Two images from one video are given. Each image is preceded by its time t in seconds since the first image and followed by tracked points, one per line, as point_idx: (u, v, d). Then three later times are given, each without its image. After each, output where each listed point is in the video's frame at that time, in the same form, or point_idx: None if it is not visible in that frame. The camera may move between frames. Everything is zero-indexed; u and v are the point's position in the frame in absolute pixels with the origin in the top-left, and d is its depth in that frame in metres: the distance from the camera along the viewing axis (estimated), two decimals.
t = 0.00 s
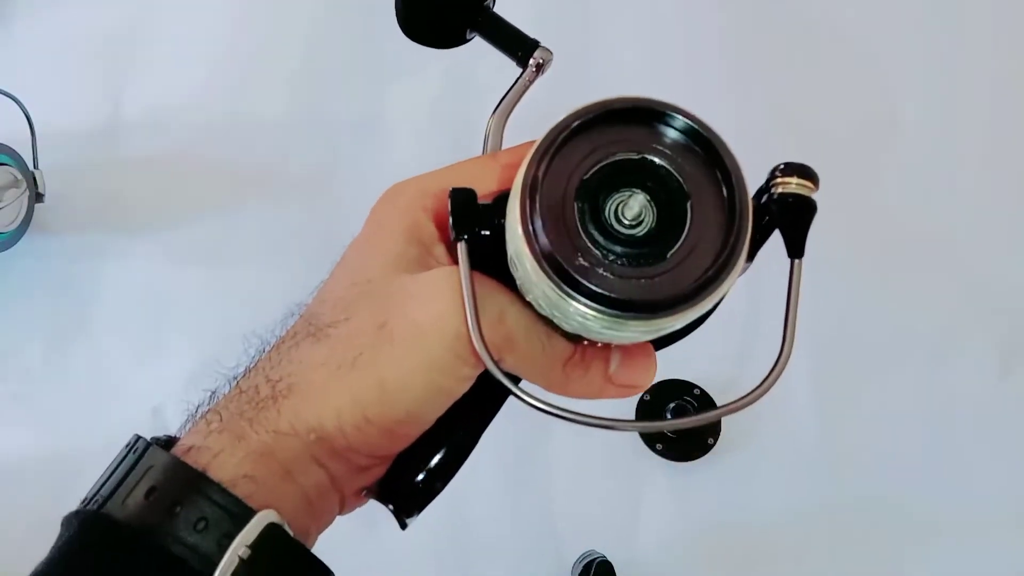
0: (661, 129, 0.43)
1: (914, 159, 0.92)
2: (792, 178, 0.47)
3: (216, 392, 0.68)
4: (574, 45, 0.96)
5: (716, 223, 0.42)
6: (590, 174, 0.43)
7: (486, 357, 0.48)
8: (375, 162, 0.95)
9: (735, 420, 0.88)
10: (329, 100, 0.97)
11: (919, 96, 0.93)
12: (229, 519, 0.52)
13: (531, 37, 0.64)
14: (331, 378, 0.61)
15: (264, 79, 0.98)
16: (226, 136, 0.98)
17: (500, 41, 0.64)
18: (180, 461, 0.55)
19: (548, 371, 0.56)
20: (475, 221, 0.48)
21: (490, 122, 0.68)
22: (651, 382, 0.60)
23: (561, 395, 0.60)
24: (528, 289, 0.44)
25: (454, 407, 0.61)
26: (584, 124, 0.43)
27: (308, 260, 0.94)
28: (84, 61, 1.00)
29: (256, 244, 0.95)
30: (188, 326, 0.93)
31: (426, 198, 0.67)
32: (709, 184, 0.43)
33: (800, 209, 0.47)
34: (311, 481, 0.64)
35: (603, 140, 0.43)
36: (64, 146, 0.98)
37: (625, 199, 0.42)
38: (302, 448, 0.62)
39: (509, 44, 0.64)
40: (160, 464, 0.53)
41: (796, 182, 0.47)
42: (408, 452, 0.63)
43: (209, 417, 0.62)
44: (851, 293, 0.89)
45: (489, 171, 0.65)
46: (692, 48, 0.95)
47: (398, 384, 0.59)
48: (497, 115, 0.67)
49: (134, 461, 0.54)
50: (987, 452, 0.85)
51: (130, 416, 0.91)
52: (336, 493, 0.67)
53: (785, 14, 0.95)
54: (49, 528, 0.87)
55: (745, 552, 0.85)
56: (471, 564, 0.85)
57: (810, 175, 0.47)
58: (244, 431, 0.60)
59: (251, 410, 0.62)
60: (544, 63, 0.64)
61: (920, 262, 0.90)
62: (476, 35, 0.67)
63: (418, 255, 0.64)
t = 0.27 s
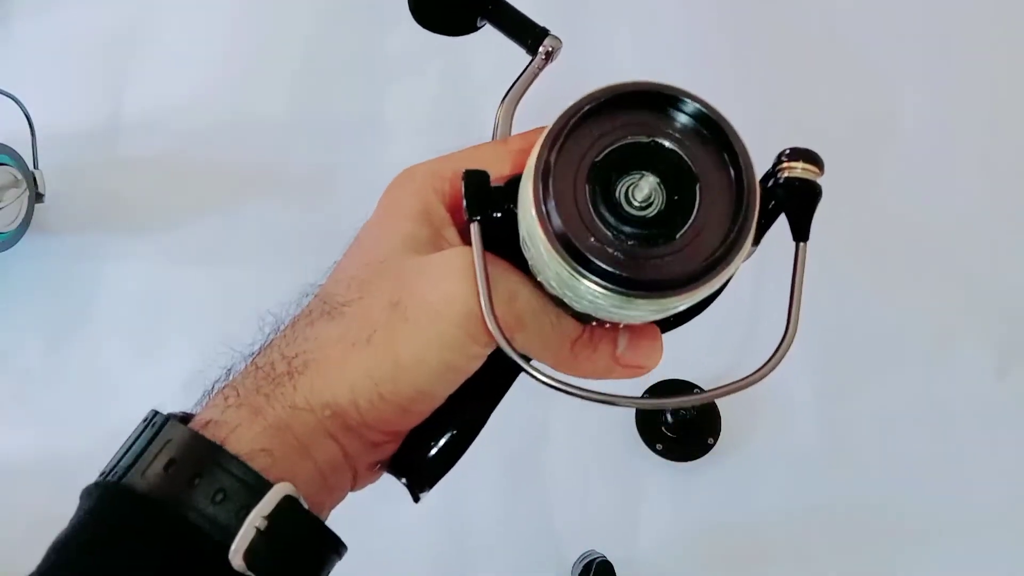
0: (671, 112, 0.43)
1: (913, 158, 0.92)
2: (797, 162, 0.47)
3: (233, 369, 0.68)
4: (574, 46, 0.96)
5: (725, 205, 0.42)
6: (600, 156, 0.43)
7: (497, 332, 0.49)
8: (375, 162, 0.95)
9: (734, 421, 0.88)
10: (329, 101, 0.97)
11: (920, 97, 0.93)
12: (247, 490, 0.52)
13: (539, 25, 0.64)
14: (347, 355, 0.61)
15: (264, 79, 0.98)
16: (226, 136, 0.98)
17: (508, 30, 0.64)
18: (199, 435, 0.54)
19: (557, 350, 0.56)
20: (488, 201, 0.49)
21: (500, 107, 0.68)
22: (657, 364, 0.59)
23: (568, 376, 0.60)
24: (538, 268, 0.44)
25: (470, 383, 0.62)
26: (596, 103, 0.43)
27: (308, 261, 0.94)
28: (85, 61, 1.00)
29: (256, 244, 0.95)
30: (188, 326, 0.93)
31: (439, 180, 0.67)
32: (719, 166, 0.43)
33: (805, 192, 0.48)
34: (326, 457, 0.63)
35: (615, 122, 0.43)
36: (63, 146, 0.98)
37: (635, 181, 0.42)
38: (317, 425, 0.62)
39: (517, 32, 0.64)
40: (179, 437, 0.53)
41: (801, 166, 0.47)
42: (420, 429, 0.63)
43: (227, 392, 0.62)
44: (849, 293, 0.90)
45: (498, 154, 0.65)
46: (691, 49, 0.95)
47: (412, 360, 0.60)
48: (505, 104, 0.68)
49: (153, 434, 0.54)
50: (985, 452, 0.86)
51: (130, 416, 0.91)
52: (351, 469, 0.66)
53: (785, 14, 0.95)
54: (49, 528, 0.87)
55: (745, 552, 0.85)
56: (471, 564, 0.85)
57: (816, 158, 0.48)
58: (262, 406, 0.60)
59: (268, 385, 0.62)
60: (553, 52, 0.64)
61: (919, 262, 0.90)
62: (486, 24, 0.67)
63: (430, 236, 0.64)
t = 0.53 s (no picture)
0: (663, 86, 0.43)
1: (913, 158, 0.92)
2: (795, 134, 0.47)
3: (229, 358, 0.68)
4: (574, 46, 0.96)
5: (720, 177, 0.42)
6: (591, 133, 0.42)
7: (495, 317, 0.49)
8: (375, 161, 0.95)
9: (734, 420, 0.88)
10: (329, 101, 0.97)
11: (920, 97, 0.93)
12: (246, 479, 0.51)
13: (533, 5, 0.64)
14: (342, 341, 0.61)
15: (264, 78, 0.98)
16: (226, 136, 0.98)
17: (503, 12, 0.65)
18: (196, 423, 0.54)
19: (555, 331, 0.56)
20: (482, 182, 0.48)
21: (495, 89, 0.68)
22: (658, 342, 0.58)
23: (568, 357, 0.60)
24: (533, 247, 0.44)
25: (469, 368, 0.62)
26: (586, 79, 0.42)
27: (309, 261, 0.94)
28: (85, 61, 1.00)
29: (256, 244, 0.95)
30: (188, 326, 0.93)
31: (435, 165, 0.67)
32: (713, 138, 0.43)
33: (804, 163, 0.47)
34: (325, 443, 0.64)
35: (605, 98, 0.43)
36: (63, 146, 0.98)
37: (628, 156, 0.42)
38: (314, 410, 0.62)
39: (512, 13, 0.64)
40: (176, 426, 0.53)
41: (799, 137, 0.47)
42: (419, 413, 0.63)
43: (224, 380, 0.62)
44: (850, 292, 0.90)
45: (493, 135, 0.65)
46: (691, 48, 0.95)
47: (408, 344, 0.59)
48: (501, 84, 0.67)
49: (150, 424, 0.53)
50: (985, 452, 0.86)
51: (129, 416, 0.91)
52: (351, 453, 0.67)
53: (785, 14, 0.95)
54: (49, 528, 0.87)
55: (744, 552, 0.85)
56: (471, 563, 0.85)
57: (814, 129, 0.47)
58: (258, 393, 0.60)
59: (264, 371, 0.62)
60: (549, 31, 0.64)
61: (919, 262, 0.90)
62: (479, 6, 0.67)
63: (425, 221, 0.64)
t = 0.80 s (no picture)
0: (648, 90, 0.43)
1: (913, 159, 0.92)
2: (782, 134, 0.47)
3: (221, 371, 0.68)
4: (574, 47, 0.97)
5: (706, 180, 0.42)
6: (577, 138, 0.43)
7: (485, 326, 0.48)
8: (376, 162, 0.95)
9: (734, 420, 0.88)
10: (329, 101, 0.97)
11: (920, 97, 0.93)
12: (239, 494, 0.52)
13: (522, 8, 0.64)
14: (332, 352, 0.61)
15: (264, 79, 0.98)
16: (226, 136, 0.98)
17: (491, 15, 0.65)
18: (188, 438, 0.54)
19: (547, 338, 0.56)
20: (468, 190, 0.48)
21: (485, 91, 0.68)
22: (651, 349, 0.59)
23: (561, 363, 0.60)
24: (520, 255, 0.44)
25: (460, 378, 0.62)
26: (570, 84, 0.42)
27: (309, 261, 0.94)
28: (84, 60, 1.00)
29: (256, 244, 0.95)
30: (189, 326, 0.93)
31: (424, 170, 0.67)
32: (699, 142, 0.43)
33: (793, 163, 0.47)
34: (317, 455, 0.64)
35: (590, 103, 0.43)
36: (63, 146, 0.98)
37: (614, 162, 0.42)
38: (305, 422, 0.62)
39: (501, 16, 0.64)
40: (168, 441, 0.53)
41: (787, 138, 0.47)
42: (413, 422, 0.63)
43: (214, 393, 0.63)
44: (850, 293, 0.90)
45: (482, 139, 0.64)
46: (690, 49, 0.95)
47: (398, 354, 0.59)
48: (490, 87, 0.67)
49: (143, 440, 0.54)
50: (986, 452, 0.86)
51: (130, 417, 0.91)
52: (345, 466, 0.67)
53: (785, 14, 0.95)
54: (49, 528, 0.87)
55: (745, 552, 0.85)
56: (471, 563, 0.86)
57: (802, 129, 0.47)
58: (249, 406, 0.61)
59: (255, 385, 0.62)
60: (536, 34, 0.63)
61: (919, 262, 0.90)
62: (466, 9, 0.67)
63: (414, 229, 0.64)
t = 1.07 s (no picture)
0: (638, 90, 0.43)
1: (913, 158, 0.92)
2: (778, 132, 0.47)
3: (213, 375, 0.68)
4: (574, 47, 0.97)
5: (697, 185, 0.42)
6: (565, 142, 0.43)
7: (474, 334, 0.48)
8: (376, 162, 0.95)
9: (734, 420, 0.88)
10: (329, 101, 0.97)
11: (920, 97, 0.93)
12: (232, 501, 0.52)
13: None
14: (325, 356, 0.61)
15: (264, 79, 0.98)
16: (226, 136, 0.98)
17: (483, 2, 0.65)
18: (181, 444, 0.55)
19: (543, 340, 0.57)
20: (456, 193, 0.48)
21: (476, 80, 0.68)
22: (648, 346, 0.60)
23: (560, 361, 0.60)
24: (509, 260, 0.45)
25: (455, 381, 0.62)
26: (558, 87, 0.43)
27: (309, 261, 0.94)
28: (84, 60, 1.00)
29: (256, 244, 0.95)
30: (188, 326, 0.93)
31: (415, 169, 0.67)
32: (690, 144, 0.43)
33: (789, 162, 0.47)
34: (312, 460, 0.64)
35: (579, 105, 0.43)
36: (63, 145, 0.98)
37: (603, 165, 0.42)
38: (298, 428, 0.62)
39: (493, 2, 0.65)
40: (160, 449, 0.54)
41: (783, 135, 0.47)
42: (411, 422, 0.62)
43: (206, 400, 0.63)
44: (850, 293, 0.90)
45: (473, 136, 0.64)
46: (690, 49, 0.95)
47: (391, 359, 0.60)
48: (483, 73, 0.67)
49: (135, 448, 0.55)
50: (986, 453, 0.85)
51: (130, 417, 0.91)
52: (340, 470, 0.67)
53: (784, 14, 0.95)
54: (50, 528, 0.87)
55: (745, 552, 0.85)
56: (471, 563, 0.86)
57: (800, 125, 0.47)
58: (241, 412, 0.61)
59: (247, 391, 0.62)
60: (528, 18, 0.64)
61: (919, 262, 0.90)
62: None
63: (405, 230, 0.64)
